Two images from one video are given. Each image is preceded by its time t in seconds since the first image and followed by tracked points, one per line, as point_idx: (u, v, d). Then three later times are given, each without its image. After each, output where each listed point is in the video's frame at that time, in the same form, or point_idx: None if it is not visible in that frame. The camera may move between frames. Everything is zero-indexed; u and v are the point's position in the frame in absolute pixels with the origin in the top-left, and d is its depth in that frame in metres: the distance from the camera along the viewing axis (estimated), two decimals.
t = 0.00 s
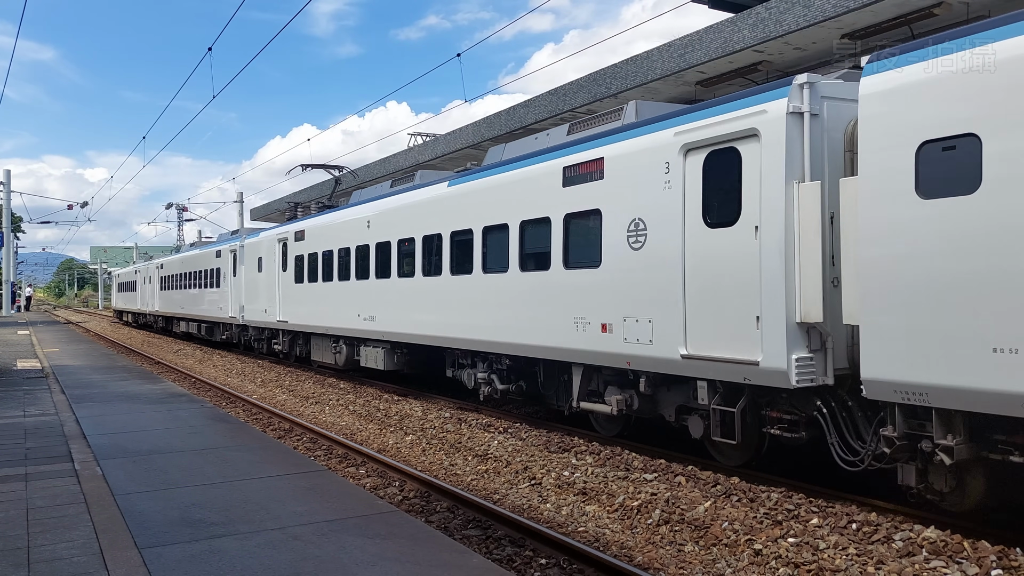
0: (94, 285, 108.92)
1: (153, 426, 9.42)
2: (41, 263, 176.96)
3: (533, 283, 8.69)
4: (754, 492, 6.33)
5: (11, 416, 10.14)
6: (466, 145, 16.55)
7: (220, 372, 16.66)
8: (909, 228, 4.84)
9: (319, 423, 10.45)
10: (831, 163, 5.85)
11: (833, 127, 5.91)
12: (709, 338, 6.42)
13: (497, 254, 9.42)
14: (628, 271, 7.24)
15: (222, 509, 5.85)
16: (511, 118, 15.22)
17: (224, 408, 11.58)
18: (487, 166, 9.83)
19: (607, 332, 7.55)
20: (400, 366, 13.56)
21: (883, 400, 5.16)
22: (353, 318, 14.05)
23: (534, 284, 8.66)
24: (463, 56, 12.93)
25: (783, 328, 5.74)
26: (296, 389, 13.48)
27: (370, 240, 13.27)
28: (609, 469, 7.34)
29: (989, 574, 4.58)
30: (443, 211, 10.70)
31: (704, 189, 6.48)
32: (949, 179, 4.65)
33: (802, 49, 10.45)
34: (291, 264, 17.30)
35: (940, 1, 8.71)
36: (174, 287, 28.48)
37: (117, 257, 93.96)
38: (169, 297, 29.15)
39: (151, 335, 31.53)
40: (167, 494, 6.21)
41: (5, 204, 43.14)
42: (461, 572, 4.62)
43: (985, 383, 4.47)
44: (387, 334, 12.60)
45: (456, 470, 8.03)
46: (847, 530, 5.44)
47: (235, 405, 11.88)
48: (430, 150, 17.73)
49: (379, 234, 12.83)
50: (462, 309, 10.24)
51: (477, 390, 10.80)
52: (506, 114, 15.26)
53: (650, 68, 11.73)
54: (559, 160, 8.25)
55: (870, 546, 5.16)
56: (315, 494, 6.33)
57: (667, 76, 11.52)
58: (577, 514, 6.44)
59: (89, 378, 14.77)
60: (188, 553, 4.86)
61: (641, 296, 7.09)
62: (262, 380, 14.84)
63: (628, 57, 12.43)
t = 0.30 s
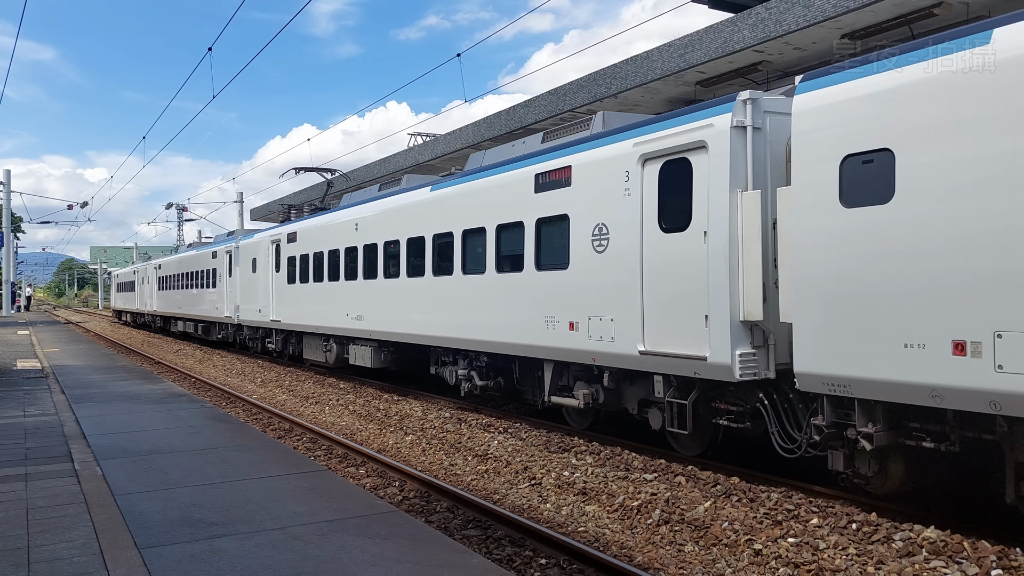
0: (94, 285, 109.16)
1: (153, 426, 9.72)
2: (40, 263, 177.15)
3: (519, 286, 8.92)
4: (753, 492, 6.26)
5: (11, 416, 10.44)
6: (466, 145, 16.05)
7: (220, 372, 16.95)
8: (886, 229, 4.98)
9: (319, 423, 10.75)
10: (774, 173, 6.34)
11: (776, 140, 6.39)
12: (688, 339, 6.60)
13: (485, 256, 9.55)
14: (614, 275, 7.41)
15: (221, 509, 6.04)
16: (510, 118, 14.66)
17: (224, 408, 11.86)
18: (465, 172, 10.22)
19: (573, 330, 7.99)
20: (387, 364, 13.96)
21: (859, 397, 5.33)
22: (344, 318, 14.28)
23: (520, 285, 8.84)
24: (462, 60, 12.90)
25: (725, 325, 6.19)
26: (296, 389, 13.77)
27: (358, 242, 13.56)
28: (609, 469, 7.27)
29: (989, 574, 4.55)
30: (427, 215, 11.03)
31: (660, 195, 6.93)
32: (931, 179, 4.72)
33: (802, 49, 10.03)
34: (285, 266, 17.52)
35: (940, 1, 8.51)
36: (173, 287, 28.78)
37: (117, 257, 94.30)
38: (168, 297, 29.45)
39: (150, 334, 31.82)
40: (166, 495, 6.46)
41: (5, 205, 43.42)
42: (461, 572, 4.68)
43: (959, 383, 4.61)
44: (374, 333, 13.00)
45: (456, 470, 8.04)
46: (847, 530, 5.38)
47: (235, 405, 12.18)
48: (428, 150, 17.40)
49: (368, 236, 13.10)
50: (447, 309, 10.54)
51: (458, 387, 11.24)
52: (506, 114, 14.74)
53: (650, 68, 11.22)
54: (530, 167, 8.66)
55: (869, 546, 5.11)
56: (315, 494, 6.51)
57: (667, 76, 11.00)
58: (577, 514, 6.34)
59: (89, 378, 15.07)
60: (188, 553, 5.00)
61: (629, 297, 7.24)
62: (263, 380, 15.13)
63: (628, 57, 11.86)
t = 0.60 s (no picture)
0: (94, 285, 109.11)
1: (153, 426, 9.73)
2: (40, 263, 176.97)
3: (517, 286, 8.92)
4: (753, 492, 6.26)
5: (11, 416, 10.45)
6: (466, 145, 16.04)
7: (220, 372, 16.95)
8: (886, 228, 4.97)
9: (319, 423, 10.75)
10: (724, 181, 6.84)
11: (727, 150, 6.88)
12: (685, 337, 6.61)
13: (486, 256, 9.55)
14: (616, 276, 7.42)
15: (221, 509, 6.04)
16: (510, 118, 14.67)
17: (224, 408, 11.87)
18: (448, 177, 10.60)
19: (545, 328, 8.47)
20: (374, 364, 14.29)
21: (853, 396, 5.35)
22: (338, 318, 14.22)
23: (522, 286, 8.85)
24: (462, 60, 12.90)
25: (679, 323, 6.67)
26: (296, 389, 13.76)
27: (346, 244, 13.82)
28: (609, 469, 7.27)
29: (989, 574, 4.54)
30: (413, 218, 11.35)
31: (623, 201, 7.40)
32: (933, 177, 4.71)
33: (802, 49, 10.04)
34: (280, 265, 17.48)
35: (940, 1, 8.51)
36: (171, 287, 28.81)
37: (117, 257, 94.38)
38: (166, 297, 29.49)
39: (149, 334, 31.80)
40: (166, 495, 6.45)
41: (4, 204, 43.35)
42: (461, 572, 4.68)
43: (961, 383, 4.59)
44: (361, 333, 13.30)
45: (456, 470, 8.04)
46: (847, 530, 5.38)
47: (235, 405, 12.18)
48: (428, 150, 17.38)
49: (356, 238, 13.35)
50: (442, 308, 10.52)
51: (441, 384, 11.63)
52: (506, 114, 14.74)
53: (650, 68, 11.22)
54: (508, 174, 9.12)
55: (870, 546, 5.11)
56: (315, 494, 6.51)
57: (667, 76, 11.00)
58: (577, 514, 6.34)
59: (89, 378, 15.07)
60: (188, 553, 5.00)
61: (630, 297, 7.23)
62: (262, 380, 15.13)
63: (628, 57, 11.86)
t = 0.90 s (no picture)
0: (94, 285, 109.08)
1: (153, 426, 9.72)
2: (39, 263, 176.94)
3: (517, 286, 8.88)
4: (753, 492, 6.26)
5: (11, 416, 10.44)
6: (465, 145, 16.02)
7: (220, 372, 16.95)
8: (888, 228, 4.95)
9: (319, 423, 10.75)
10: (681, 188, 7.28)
11: (683, 159, 7.33)
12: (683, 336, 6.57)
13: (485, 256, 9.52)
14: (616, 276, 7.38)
15: (221, 509, 6.04)
16: (510, 118, 14.67)
17: (224, 408, 11.87)
18: (432, 182, 10.97)
19: (518, 327, 8.90)
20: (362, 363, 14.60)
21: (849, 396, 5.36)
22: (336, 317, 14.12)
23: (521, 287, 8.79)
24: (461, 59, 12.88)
25: (636, 322, 7.09)
26: (296, 389, 13.76)
27: (335, 246, 14.12)
28: (609, 469, 7.27)
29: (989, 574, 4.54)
30: (399, 222, 11.68)
31: (589, 206, 7.82)
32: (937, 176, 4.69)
33: (802, 49, 10.04)
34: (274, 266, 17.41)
35: (939, 1, 8.51)
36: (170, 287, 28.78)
37: (117, 257, 94.32)
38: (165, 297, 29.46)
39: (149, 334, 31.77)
40: (166, 494, 6.45)
41: (4, 204, 43.33)
42: (461, 572, 4.68)
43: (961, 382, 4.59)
44: (357, 332, 13.28)
45: (456, 470, 8.04)
46: (846, 530, 5.38)
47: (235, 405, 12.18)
48: (428, 150, 17.36)
49: (344, 241, 13.65)
50: (444, 308, 10.48)
51: (426, 381, 12.01)
52: (506, 114, 14.73)
53: (650, 68, 11.23)
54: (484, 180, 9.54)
55: (870, 546, 5.11)
56: (315, 494, 6.51)
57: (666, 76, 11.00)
58: (577, 514, 6.34)
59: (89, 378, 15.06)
60: (188, 553, 5.00)
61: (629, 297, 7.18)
62: (262, 380, 15.13)
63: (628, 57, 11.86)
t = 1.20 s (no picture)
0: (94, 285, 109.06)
1: (153, 426, 9.72)
2: (39, 263, 176.62)
3: (516, 285, 8.87)
4: (753, 492, 6.26)
5: (11, 416, 10.43)
6: (465, 145, 16.01)
7: (220, 372, 16.95)
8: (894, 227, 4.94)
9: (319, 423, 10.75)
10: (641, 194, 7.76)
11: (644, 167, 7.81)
12: (679, 336, 6.55)
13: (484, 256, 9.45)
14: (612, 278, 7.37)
15: (221, 509, 6.04)
16: (510, 118, 14.67)
17: (224, 408, 11.87)
18: (416, 186, 11.30)
19: (495, 326, 9.29)
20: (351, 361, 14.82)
21: (846, 395, 5.36)
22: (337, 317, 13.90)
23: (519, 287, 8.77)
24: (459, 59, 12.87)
25: (601, 321, 7.58)
26: (296, 389, 13.75)
27: (324, 246, 14.41)
28: (609, 469, 7.27)
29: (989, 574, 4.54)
30: (384, 225, 11.99)
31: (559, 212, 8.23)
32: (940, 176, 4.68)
33: (802, 49, 10.04)
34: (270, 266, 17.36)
35: (939, 1, 8.50)
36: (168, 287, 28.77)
37: (116, 257, 94.35)
38: (164, 297, 29.46)
39: (148, 334, 31.78)
40: (166, 495, 6.45)
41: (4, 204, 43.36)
42: (461, 572, 4.68)
43: (958, 380, 4.58)
44: (356, 332, 13.17)
45: (456, 470, 8.04)
46: (847, 530, 5.38)
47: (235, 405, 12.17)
48: (428, 150, 17.35)
49: (333, 242, 13.88)
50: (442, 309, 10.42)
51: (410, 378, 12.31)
52: (506, 114, 14.73)
53: (650, 68, 11.22)
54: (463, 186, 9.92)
55: (870, 546, 5.10)
56: (315, 494, 6.51)
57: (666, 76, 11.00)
58: (577, 514, 6.34)
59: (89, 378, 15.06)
60: (188, 553, 4.99)
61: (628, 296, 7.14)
62: (262, 380, 15.12)
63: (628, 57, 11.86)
